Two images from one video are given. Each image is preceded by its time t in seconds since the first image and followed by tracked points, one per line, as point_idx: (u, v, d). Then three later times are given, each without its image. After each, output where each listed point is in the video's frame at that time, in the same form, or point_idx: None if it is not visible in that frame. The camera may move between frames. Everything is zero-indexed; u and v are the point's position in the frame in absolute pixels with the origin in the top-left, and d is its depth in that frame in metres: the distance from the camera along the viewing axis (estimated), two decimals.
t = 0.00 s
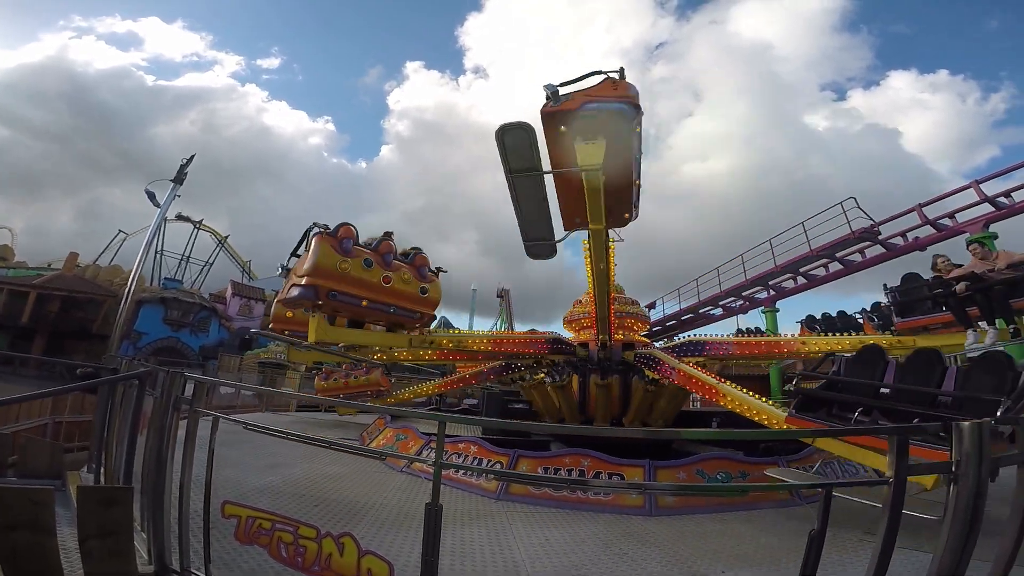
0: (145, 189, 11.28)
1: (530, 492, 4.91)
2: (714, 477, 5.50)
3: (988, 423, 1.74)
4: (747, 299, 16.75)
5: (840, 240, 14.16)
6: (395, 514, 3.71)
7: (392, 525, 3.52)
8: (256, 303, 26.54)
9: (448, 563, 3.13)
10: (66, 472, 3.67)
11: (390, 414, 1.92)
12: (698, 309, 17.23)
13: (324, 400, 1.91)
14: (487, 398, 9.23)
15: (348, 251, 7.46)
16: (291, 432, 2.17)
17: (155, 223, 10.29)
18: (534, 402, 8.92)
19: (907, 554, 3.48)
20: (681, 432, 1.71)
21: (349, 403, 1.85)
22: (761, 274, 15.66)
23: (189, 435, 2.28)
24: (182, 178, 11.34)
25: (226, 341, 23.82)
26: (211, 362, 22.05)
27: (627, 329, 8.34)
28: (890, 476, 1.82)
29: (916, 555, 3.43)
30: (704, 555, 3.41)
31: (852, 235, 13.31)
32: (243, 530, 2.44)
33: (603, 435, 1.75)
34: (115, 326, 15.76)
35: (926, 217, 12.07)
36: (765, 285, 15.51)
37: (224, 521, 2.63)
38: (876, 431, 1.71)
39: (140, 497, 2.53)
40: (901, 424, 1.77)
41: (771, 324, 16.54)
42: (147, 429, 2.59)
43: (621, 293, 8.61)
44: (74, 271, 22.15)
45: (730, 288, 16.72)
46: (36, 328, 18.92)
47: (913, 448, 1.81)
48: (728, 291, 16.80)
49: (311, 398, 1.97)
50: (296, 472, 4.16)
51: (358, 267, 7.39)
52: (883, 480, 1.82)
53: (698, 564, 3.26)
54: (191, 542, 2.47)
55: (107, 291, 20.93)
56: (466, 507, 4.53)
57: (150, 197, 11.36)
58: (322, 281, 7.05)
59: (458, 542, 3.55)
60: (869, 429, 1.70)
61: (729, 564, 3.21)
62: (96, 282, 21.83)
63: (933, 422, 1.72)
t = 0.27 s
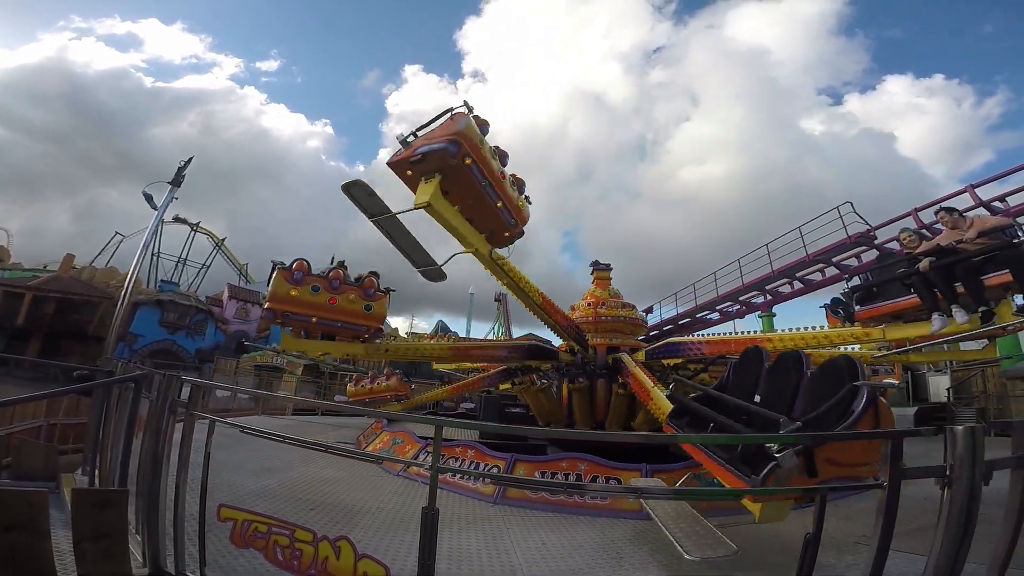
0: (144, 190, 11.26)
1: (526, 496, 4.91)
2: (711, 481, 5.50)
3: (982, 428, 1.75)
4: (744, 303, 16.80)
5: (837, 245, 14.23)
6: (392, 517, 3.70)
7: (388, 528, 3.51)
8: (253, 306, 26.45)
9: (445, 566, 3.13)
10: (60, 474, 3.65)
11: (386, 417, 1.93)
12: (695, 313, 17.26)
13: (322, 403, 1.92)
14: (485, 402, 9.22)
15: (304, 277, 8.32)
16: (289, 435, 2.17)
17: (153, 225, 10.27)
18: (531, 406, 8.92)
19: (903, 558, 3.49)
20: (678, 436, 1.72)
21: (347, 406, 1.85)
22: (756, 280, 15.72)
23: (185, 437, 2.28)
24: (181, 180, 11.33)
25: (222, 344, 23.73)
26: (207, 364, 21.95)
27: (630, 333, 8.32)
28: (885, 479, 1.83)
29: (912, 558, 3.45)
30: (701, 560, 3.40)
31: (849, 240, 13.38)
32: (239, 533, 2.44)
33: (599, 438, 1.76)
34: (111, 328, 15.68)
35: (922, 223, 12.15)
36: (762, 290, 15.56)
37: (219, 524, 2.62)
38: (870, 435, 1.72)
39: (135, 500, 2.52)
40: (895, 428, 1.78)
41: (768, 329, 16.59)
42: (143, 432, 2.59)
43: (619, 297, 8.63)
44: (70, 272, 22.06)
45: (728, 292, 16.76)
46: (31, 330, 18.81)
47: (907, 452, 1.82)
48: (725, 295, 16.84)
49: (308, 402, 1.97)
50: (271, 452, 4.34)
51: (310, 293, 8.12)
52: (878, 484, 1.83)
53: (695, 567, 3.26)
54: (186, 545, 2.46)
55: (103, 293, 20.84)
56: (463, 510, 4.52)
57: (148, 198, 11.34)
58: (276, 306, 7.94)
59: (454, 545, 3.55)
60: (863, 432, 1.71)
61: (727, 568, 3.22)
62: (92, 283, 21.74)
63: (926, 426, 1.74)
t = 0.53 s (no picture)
0: (142, 189, 11.23)
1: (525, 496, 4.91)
2: (709, 482, 5.51)
3: (979, 429, 1.76)
4: (742, 304, 16.84)
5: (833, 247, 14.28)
6: (390, 517, 3.69)
7: (385, 527, 3.50)
8: (251, 305, 26.38)
9: (444, 566, 3.14)
10: (56, 473, 3.64)
11: (383, 418, 1.93)
12: (693, 314, 17.26)
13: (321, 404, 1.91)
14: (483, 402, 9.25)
15: (293, 307, 9.99)
16: (286, 435, 2.16)
17: (151, 224, 10.24)
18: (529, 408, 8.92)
19: (900, 559, 3.50)
20: (675, 436, 1.73)
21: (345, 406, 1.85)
22: (755, 281, 15.73)
23: (182, 436, 2.27)
24: (179, 179, 11.31)
25: (220, 344, 23.68)
26: (205, 364, 21.91)
27: (621, 333, 8.10)
28: (882, 480, 1.84)
29: (908, 558, 3.46)
30: (697, 560, 3.41)
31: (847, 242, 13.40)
32: (237, 532, 2.44)
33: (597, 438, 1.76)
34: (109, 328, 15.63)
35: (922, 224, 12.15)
36: (760, 291, 15.59)
37: (216, 523, 2.60)
38: (869, 437, 1.72)
39: (132, 500, 2.51)
40: (893, 429, 1.79)
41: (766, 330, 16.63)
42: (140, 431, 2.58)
43: (618, 298, 8.62)
44: (68, 271, 22.00)
45: (726, 293, 16.79)
46: (28, 328, 18.74)
47: (905, 453, 1.82)
48: (724, 296, 16.86)
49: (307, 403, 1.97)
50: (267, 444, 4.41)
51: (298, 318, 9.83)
52: (875, 485, 1.84)
53: (693, 567, 3.28)
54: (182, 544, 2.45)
55: (100, 291, 20.78)
56: (462, 510, 4.52)
57: (147, 197, 11.33)
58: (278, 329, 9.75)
59: (453, 546, 3.54)
60: (862, 434, 1.71)
61: (725, 567, 3.23)
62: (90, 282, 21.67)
63: (922, 428, 1.74)
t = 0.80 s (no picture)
0: (127, 186, 11.05)
1: (513, 498, 4.91)
2: (695, 484, 5.56)
3: (958, 433, 1.80)
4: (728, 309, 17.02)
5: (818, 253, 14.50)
6: (377, 519, 3.65)
7: (371, 530, 3.47)
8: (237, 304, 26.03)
9: (431, 568, 3.12)
10: (33, 474, 3.55)
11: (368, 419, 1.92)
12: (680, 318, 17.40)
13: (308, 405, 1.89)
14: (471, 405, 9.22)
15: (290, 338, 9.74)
16: (273, 435, 2.14)
17: (136, 222, 10.08)
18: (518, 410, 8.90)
19: (881, 559, 3.57)
20: (663, 439, 1.73)
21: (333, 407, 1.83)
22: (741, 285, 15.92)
23: (165, 437, 2.23)
24: (165, 176, 11.13)
25: (204, 343, 23.33)
26: (188, 364, 21.57)
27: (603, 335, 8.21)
28: (865, 483, 1.86)
29: (890, 558, 3.53)
30: (684, 562, 3.43)
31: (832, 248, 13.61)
32: (220, 534, 2.39)
33: (587, 441, 1.76)
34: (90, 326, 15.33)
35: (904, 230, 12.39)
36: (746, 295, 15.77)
37: (199, 526, 2.56)
38: (852, 440, 1.75)
39: (112, 501, 2.46)
40: (876, 432, 1.81)
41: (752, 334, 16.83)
42: (122, 431, 2.53)
43: (606, 301, 8.68)
44: (48, 268, 21.52)
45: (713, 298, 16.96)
46: (6, 326, 18.30)
47: (887, 456, 1.85)
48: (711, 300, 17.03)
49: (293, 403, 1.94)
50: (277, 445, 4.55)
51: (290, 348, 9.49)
52: (858, 487, 1.86)
53: (679, 568, 3.31)
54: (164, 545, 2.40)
55: (81, 289, 20.36)
56: (450, 512, 4.50)
57: (131, 194, 11.14)
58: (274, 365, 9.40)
59: (440, 548, 3.52)
60: (846, 437, 1.73)
61: (710, 568, 3.27)
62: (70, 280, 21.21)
63: (904, 431, 1.77)
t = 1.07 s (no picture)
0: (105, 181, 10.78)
1: (497, 501, 4.91)
2: (676, 487, 5.61)
3: (931, 438, 1.85)
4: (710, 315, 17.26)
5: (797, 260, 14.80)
6: (358, 522, 3.62)
7: (352, 532, 3.43)
8: (217, 303, 25.53)
9: (413, 571, 3.10)
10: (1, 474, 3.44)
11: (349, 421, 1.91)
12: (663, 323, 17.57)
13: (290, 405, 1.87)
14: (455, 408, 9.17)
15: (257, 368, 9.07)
16: (253, 436, 2.11)
17: (113, 218, 9.84)
18: (502, 413, 8.90)
19: (856, 561, 3.65)
20: (646, 443, 1.75)
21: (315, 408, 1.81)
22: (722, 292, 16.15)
23: (141, 437, 2.18)
24: (145, 172, 10.90)
25: (182, 343, 22.83)
26: (165, 363, 21.09)
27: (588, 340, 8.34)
28: (841, 486, 1.91)
29: (864, 560, 3.61)
30: (666, 565, 3.44)
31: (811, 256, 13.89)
32: (198, 535, 2.34)
33: (572, 444, 1.78)
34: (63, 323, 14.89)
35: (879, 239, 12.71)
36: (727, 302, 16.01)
37: (176, 528, 2.50)
38: (829, 444, 1.79)
39: (85, 503, 2.39)
40: (852, 437, 1.86)
41: (733, 340, 17.08)
42: (95, 431, 2.46)
43: (591, 306, 8.75)
44: (19, 263, 20.87)
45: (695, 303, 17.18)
46: None
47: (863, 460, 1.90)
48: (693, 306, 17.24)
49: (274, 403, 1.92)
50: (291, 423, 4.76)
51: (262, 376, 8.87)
52: (834, 491, 1.91)
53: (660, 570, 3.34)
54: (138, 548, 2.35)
55: (53, 285, 19.76)
56: (433, 515, 4.48)
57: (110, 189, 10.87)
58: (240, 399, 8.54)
59: (422, 550, 3.50)
60: (824, 442, 1.77)
61: (690, 569, 3.31)
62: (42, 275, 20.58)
63: (879, 436, 1.82)
